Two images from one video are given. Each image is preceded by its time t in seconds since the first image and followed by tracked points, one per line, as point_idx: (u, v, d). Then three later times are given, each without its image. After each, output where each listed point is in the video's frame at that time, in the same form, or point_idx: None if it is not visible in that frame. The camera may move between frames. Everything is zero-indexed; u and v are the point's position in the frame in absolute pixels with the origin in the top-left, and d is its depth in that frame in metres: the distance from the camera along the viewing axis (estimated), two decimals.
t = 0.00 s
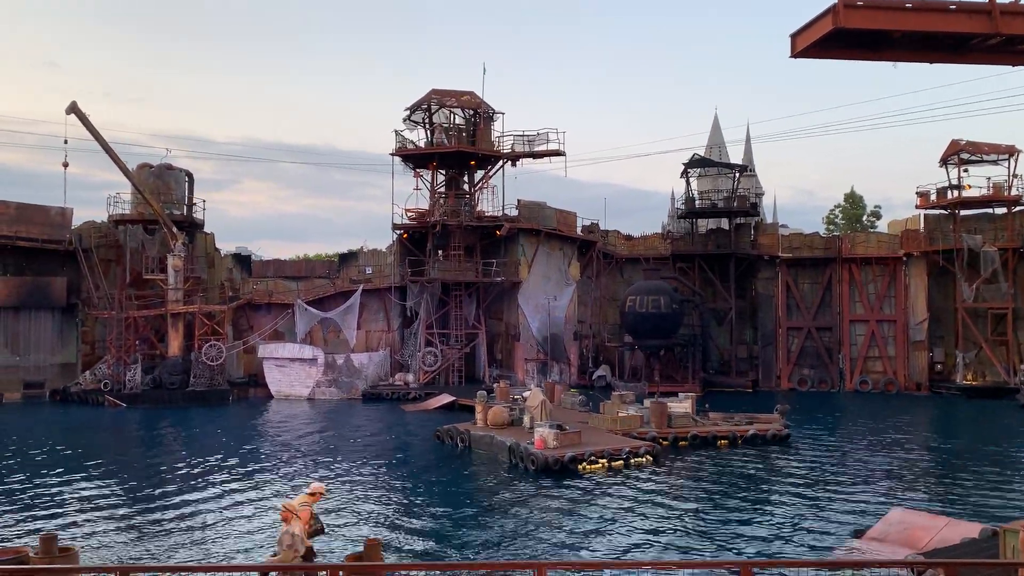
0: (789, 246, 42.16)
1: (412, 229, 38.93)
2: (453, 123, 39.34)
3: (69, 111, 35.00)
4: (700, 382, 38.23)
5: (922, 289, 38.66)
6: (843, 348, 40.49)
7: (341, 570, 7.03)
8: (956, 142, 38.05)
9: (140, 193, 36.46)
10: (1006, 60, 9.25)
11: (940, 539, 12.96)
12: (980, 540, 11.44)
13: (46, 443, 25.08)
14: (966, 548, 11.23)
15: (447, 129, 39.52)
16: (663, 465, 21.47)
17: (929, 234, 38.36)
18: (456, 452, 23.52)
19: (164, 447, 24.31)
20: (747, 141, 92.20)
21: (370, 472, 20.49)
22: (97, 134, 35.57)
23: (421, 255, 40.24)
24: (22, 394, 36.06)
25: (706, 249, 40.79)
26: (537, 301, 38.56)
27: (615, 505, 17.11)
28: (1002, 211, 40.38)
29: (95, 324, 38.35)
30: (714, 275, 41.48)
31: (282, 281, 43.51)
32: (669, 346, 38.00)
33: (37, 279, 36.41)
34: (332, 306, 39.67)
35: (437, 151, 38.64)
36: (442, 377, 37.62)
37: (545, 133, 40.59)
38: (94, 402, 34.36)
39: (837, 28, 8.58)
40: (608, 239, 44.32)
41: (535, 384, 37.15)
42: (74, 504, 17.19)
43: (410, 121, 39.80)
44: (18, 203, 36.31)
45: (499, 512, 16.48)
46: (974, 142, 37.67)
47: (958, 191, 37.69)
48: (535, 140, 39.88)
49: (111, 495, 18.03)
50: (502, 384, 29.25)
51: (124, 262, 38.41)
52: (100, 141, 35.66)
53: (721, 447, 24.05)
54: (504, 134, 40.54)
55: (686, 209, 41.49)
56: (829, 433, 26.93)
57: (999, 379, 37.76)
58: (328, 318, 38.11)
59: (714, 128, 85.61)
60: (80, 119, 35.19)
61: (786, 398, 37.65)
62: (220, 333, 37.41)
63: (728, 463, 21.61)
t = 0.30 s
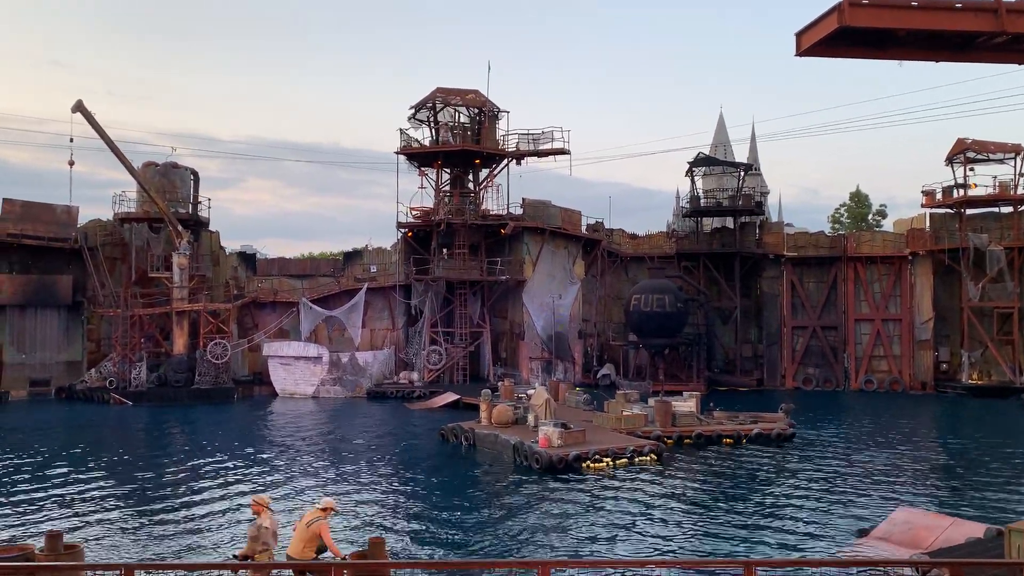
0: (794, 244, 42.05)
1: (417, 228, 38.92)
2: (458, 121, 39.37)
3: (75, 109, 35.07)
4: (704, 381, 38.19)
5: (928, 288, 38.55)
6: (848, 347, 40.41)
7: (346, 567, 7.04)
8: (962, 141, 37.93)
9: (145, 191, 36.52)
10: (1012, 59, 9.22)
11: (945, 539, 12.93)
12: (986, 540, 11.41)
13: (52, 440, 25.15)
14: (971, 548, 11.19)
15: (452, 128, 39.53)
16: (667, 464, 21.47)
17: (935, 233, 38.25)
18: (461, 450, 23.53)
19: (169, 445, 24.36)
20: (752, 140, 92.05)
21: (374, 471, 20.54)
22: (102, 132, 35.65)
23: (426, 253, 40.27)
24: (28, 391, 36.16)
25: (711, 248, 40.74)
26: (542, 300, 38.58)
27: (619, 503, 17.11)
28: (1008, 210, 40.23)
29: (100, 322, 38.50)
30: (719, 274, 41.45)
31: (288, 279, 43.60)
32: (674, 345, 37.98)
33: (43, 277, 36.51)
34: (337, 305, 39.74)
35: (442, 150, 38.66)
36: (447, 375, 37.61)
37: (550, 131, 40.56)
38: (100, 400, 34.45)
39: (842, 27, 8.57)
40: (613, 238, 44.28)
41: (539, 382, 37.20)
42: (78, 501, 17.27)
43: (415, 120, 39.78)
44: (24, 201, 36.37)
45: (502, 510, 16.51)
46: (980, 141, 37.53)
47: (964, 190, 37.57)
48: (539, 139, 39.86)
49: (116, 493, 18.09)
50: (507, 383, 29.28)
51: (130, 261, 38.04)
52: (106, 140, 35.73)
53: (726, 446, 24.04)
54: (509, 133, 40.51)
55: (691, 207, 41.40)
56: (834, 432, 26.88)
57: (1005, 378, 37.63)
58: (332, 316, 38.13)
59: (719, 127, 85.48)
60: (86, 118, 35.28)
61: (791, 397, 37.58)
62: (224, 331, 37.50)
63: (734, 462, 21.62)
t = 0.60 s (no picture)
0: (797, 244, 42.03)
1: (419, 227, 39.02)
2: (461, 120, 39.37)
3: (79, 107, 35.14)
4: (707, 380, 38.18)
5: (931, 288, 38.47)
6: (851, 347, 40.35)
7: (347, 565, 7.06)
8: (965, 140, 37.84)
9: (148, 189, 36.57)
10: (1015, 58, 9.21)
11: (947, 539, 12.91)
12: (989, 540, 11.39)
13: (55, 438, 25.21)
14: (974, 548, 11.17)
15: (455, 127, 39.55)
16: (668, 463, 21.48)
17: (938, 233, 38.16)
18: (463, 449, 23.55)
19: (172, 443, 24.40)
20: (755, 139, 92.06)
21: (376, 469, 20.61)
22: (106, 130, 35.69)
23: (429, 252, 40.31)
24: (31, 389, 36.24)
25: (713, 247, 40.72)
26: (544, 298, 38.55)
27: (620, 502, 17.15)
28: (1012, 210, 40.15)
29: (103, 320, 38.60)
30: (722, 274, 41.45)
31: (291, 278, 43.65)
32: (676, 344, 38.00)
33: (46, 275, 36.57)
34: (340, 303, 39.76)
35: (444, 149, 38.70)
36: (449, 374, 37.58)
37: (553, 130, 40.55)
38: (103, 398, 34.52)
39: (845, 26, 8.55)
40: (615, 237, 44.29)
41: (541, 381, 37.14)
42: (81, 498, 17.32)
43: (417, 119, 39.79)
44: (28, 199, 36.41)
45: (503, 509, 16.55)
46: (984, 141, 37.45)
47: (967, 190, 37.48)
48: (542, 138, 39.85)
49: (118, 490, 18.13)
50: (509, 382, 29.32)
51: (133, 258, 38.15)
52: (109, 138, 35.78)
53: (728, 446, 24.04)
54: (512, 132, 40.52)
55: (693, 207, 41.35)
56: (837, 432, 26.85)
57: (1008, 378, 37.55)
58: (335, 315, 38.16)
59: (723, 126, 85.42)
60: (89, 116, 35.34)
61: (793, 397, 37.56)
62: (227, 329, 37.58)
63: (735, 462, 21.61)
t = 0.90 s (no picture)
0: (799, 244, 41.98)
1: (422, 226, 39.14)
2: (463, 120, 39.32)
3: (81, 106, 35.18)
4: (709, 381, 38.14)
5: (933, 288, 38.34)
6: (853, 347, 40.24)
7: (349, 565, 7.05)
8: (968, 140, 37.73)
9: (150, 188, 36.60)
10: (1018, 59, 9.19)
11: (949, 539, 12.89)
12: (991, 540, 11.38)
13: (57, 436, 25.21)
14: (976, 548, 11.17)
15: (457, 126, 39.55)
16: (670, 463, 21.46)
17: (941, 233, 38.01)
18: (464, 448, 23.55)
19: (174, 441, 24.42)
20: (758, 139, 91.93)
21: (376, 468, 20.61)
22: (108, 129, 35.73)
23: (431, 251, 40.36)
24: (33, 387, 36.30)
25: (716, 247, 40.69)
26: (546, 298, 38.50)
27: (621, 502, 17.09)
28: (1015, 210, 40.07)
29: (105, 318, 38.67)
30: (724, 274, 41.47)
31: (292, 276, 43.69)
32: (678, 344, 37.98)
33: (48, 274, 36.62)
34: (342, 302, 39.75)
35: (446, 148, 38.71)
36: (450, 373, 37.56)
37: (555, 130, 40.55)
38: (105, 396, 34.54)
39: (848, 25, 8.53)
40: (617, 237, 44.29)
41: (544, 381, 37.15)
42: (83, 497, 17.32)
43: (419, 118, 39.79)
44: (30, 198, 36.44)
45: (503, 508, 16.57)
46: (987, 140, 37.37)
47: (970, 190, 37.40)
48: (545, 137, 39.83)
49: (119, 489, 18.14)
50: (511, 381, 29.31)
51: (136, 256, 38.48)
52: (112, 137, 35.82)
53: (730, 446, 24.04)
54: (514, 131, 40.54)
55: (696, 206, 41.29)
56: (839, 432, 26.82)
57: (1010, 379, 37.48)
58: (337, 314, 38.16)
59: (725, 125, 85.35)
60: (92, 115, 35.38)
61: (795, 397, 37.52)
62: (229, 328, 37.61)
63: (736, 461, 21.61)
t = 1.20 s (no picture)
0: (801, 244, 41.97)
1: (423, 226, 39.14)
2: (465, 120, 39.34)
3: (84, 106, 35.23)
4: (710, 381, 38.10)
5: (935, 288, 38.39)
6: (855, 347, 40.18)
7: (351, 564, 7.05)
8: (970, 140, 37.71)
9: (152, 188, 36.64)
10: (1019, 60, 9.20)
11: (950, 540, 12.89)
12: (993, 541, 11.38)
13: (60, 436, 25.23)
14: (977, 549, 11.17)
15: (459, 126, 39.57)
16: (671, 463, 21.46)
17: (943, 233, 38.04)
18: (466, 448, 23.57)
19: (176, 441, 24.46)
20: (759, 139, 91.90)
21: (378, 467, 20.65)
22: (110, 129, 35.78)
23: (432, 251, 40.39)
24: (35, 387, 36.36)
25: (717, 247, 40.68)
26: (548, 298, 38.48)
27: (623, 503, 17.09)
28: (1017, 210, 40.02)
29: (107, 318, 38.72)
30: (726, 274, 41.49)
31: (294, 277, 43.75)
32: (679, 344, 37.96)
33: (50, 274, 36.67)
34: (344, 302, 39.76)
35: (448, 148, 38.74)
36: (452, 373, 37.56)
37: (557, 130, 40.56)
38: (107, 396, 34.57)
39: (850, 26, 8.53)
40: (619, 237, 44.31)
41: (545, 381, 37.15)
42: (86, 497, 17.37)
43: (422, 118, 39.82)
44: (33, 198, 36.51)
45: (505, 508, 16.59)
46: (989, 141, 37.34)
47: (972, 190, 37.39)
48: (546, 138, 39.84)
49: (121, 489, 18.18)
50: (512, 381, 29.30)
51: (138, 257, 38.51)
52: (114, 137, 35.86)
53: (731, 446, 24.04)
54: (516, 131, 40.56)
55: (698, 207, 41.27)
56: (840, 433, 26.80)
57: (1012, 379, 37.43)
58: (339, 314, 38.20)
59: (726, 125, 85.31)
60: (94, 115, 35.43)
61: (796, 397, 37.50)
62: (231, 328, 37.63)
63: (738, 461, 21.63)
